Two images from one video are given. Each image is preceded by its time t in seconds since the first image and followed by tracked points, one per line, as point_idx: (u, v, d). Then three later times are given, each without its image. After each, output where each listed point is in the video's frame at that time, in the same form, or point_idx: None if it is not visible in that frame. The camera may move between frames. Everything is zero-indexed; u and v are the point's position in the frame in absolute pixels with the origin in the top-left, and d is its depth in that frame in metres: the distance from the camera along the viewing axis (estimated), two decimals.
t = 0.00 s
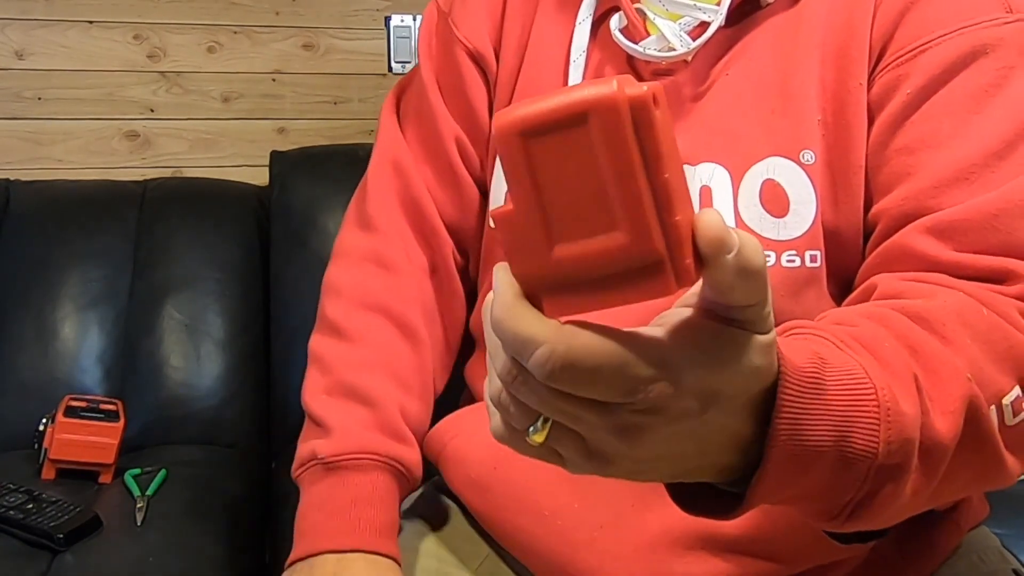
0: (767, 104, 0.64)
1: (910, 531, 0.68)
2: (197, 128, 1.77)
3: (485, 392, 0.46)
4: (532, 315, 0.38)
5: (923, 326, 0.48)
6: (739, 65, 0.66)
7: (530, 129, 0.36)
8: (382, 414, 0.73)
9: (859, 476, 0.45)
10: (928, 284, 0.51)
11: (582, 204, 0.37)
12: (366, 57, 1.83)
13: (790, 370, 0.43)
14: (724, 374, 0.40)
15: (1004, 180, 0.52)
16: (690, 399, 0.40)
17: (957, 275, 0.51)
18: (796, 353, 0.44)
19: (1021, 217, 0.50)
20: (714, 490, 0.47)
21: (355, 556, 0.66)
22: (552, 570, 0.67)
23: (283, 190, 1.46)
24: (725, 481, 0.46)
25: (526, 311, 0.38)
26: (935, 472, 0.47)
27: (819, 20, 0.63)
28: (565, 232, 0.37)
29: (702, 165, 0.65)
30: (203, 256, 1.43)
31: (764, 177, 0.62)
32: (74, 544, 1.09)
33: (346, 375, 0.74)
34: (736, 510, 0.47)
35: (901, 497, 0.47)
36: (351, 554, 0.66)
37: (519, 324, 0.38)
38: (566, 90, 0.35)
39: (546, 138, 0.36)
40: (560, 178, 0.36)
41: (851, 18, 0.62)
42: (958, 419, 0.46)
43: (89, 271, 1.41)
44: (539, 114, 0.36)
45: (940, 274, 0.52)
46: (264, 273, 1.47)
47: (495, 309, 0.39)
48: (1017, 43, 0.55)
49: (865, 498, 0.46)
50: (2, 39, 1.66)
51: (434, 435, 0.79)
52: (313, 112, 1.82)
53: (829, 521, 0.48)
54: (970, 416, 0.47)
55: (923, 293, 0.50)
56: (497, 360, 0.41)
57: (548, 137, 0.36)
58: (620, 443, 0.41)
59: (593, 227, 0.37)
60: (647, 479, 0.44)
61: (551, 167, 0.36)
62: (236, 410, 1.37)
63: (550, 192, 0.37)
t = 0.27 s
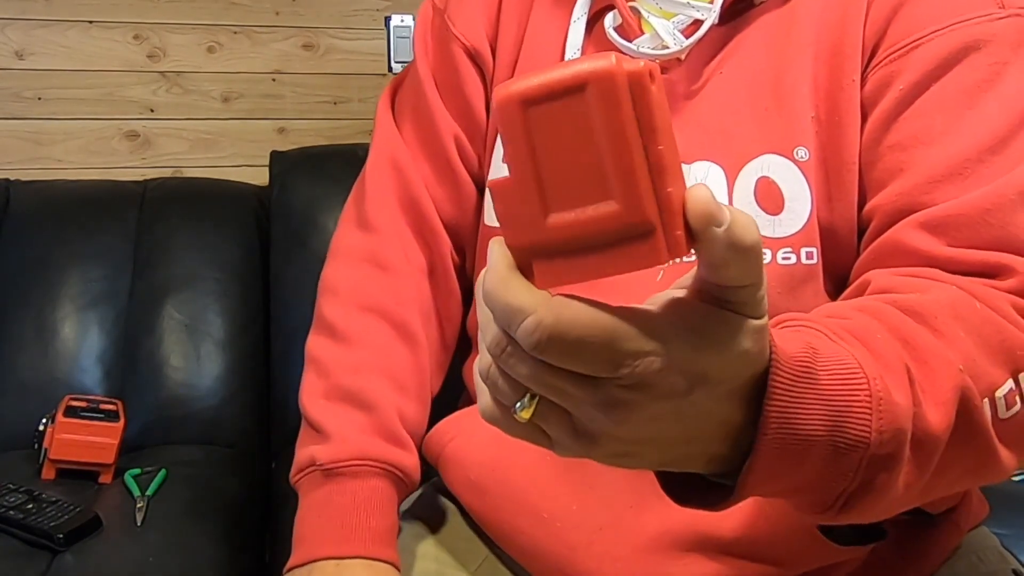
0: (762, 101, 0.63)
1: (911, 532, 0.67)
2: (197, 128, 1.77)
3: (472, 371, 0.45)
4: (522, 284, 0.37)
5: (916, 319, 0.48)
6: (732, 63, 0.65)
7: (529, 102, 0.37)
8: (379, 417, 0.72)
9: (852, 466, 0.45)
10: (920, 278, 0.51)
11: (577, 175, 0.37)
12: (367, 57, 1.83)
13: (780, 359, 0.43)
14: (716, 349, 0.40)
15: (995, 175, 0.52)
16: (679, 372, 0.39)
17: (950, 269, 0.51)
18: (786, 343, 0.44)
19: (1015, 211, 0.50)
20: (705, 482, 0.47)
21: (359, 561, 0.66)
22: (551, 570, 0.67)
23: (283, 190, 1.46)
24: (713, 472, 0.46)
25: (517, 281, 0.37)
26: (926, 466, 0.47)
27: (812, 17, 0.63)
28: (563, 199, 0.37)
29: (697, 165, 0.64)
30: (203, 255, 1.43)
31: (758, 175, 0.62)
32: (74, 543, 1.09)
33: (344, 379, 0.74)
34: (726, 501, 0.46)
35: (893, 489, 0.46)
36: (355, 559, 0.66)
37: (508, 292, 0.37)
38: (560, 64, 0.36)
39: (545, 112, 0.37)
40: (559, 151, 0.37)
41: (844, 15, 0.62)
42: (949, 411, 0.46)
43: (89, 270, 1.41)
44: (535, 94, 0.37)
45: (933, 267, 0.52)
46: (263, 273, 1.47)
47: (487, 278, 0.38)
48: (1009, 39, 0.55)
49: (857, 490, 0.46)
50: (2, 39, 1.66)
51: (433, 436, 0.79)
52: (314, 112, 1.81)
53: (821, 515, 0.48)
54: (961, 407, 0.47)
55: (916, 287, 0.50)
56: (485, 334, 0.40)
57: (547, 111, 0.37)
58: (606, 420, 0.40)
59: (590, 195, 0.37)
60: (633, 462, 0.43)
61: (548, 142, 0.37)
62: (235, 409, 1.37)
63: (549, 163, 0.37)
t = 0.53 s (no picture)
0: (760, 99, 0.63)
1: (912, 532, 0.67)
2: (197, 128, 1.76)
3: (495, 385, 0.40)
4: (597, 271, 0.33)
5: (922, 319, 0.48)
6: (730, 62, 0.65)
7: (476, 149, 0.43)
8: (376, 420, 0.72)
9: (867, 465, 0.45)
10: (920, 280, 0.51)
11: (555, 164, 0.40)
12: (367, 57, 1.82)
13: (798, 360, 0.42)
14: (766, 325, 0.38)
15: (997, 173, 0.52)
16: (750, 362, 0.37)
17: (951, 270, 0.51)
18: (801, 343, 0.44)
19: (1015, 209, 0.50)
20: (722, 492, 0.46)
21: (359, 564, 0.66)
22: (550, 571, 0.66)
23: (283, 190, 1.46)
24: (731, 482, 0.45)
25: (592, 267, 0.33)
26: (942, 463, 0.47)
27: (810, 15, 0.62)
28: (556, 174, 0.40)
29: (695, 164, 0.64)
30: (203, 256, 1.43)
31: (756, 175, 0.62)
32: (74, 543, 1.08)
33: (340, 382, 0.74)
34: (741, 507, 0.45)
35: (908, 488, 0.46)
36: (355, 563, 0.66)
37: (588, 282, 0.33)
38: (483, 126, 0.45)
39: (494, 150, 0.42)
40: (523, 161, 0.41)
41: (842, 13, 0.61)
42: (964, 408, 0.46)
43: (89, 271, 1.41)
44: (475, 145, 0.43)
45: (933, 268, 0.52)
46: (263, 273, 1.47)
47: (553, 269, 0.33)
48: (1007, 39, 0.54)
49: (873, 490, 0.46)
50: (2, 38, 1.65)
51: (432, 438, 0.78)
52: (314, 112, 1.81)
53: (836, 518, 0.48)
54: (974, 406, 0.46)
55: (918, 289, 0.50)
56: (523, 331, 0.36)
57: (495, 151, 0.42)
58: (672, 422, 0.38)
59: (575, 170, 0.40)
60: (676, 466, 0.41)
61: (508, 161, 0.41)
62: (236, 410, 1.37)
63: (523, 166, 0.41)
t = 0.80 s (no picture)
0: (763, 100, 0.63)
1: (913, 534, 0.67)
2: (196, 128, 1.76)
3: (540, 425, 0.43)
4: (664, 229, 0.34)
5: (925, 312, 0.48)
6: (733, 62, 0.65)
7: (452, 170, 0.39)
8: (378, 419, 0.72)
9: (877, 453, 0.45)
10: (924, 279, 0.51)
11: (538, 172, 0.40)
12: (367, 57, 1.82)
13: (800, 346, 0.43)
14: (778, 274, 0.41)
15: (1003, 174, 0.52)
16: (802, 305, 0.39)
17: (954, 270, 0.51)
18: (802, 331, 0.44)
19: (1019, 209, 0.50)
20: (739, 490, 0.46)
21: (358, 564, 0.66)
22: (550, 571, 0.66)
23: (283, 190, 1.46)
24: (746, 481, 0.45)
25: (672, 226, 0.33)
26: (952, 450, 0.47)
27: (813, 15, 0.62)
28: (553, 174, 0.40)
29: (698, 165, 0.64)
30: (203, 255, 1.43)
31: (759, 176, 0.62)
32: (74, 543, 1.08)
33: (342, 382, 0.74)
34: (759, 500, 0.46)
35: (921, 475, 0.46)
36: (354, 563, 0.66)
37: (673, 242, 0.33)
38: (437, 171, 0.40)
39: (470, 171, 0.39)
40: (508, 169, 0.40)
41: (846, 14, 0.61)
42: (971, 394, 0.46)
43: (90, 270, 1.40)
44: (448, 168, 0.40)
45: (937, 268, 0.52)
46: (263, 273, 1.47)
47: (635, 234, 0.33)
48: (1015, 38, 0.55)
49: (888, 477, 0.46)
50: (2, 38, 1.65)
51: (432, 438, 0.78)
52: (314, 112, 1.81)
53: (855, 512, 0.47)
54: (982, 393, 0.46)
55: (921, 288, 0.50)
56: (602, 321, 0.35)
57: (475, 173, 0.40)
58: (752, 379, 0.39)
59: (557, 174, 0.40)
60: (747, 437, 0.41)
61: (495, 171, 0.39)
62: (236, 409, 1.37)
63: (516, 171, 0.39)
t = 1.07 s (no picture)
0: (765, 100, 0.63)
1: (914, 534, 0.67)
2: (197, 128, 1.76)
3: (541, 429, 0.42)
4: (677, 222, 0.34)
5: (925, 313, 0.48)
6: (736, 63, 0.65)
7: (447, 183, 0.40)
8: (379, 419, 0.72)
9: (878, 452, 0.45)
10: (925, 280, 0.51)
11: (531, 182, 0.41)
12: (367, 57, 1.83)
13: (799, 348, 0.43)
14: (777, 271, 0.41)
15: (1003, 175, 0.52)
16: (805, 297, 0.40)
17: (955, 271, 0.51)
18: (802, 332, 0.44)
19: (1019, 210, 0.50)
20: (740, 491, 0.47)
21: (359, 564, 0.66)
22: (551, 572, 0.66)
23: (283, 190, 1.46)
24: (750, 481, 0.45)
25: (678, 219, 0.34)
26: (954, 450, 0.47)
27: (816, 16, 0.63)
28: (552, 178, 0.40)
29: (700, 166, 0.64)
30: (204, 255, 1.43)
31: (761, 177, 0.62)
32: (74, 543, 1.08)
33: (343, 381, 0.74)
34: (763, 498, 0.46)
35: (923, 475, 0.46)
36: (355, 563, 0.66)
37: (680, 235, 0.34)
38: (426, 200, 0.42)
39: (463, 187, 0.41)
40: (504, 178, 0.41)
41: (848, 15, 0.61)
42: (973, 392, 0.46)
43: (89, 270, 1.40)
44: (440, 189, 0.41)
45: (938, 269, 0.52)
46: (263, 273, 1.47)
47: (645, 227, 0.33)
48: (1015, 41, 0.55)
49: (890, 477, 0.46)
50: (2, 39, 1.65)
51: (433, 437, 0.78)
52: (313, 112, 1.81)
53: (856, 511, 0.48)
54: (983, 393, 0.46)
55: (923, 289, 0.50)
56: (612, 319, 0.35)
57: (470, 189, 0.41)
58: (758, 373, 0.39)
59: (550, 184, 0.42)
60: (751, 433, 0.42)
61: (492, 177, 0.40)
62: (236, 408, 1.37)
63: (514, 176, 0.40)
